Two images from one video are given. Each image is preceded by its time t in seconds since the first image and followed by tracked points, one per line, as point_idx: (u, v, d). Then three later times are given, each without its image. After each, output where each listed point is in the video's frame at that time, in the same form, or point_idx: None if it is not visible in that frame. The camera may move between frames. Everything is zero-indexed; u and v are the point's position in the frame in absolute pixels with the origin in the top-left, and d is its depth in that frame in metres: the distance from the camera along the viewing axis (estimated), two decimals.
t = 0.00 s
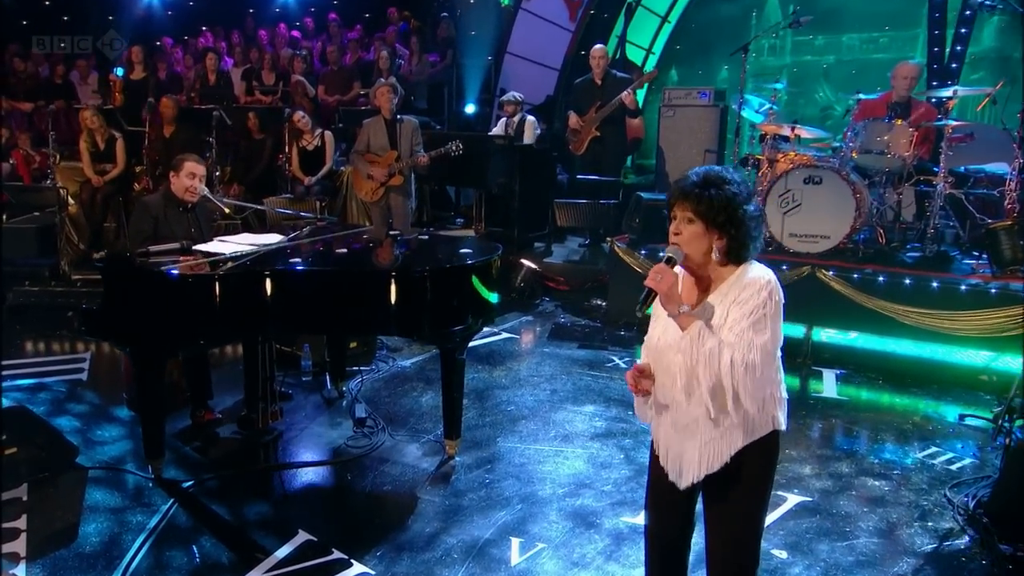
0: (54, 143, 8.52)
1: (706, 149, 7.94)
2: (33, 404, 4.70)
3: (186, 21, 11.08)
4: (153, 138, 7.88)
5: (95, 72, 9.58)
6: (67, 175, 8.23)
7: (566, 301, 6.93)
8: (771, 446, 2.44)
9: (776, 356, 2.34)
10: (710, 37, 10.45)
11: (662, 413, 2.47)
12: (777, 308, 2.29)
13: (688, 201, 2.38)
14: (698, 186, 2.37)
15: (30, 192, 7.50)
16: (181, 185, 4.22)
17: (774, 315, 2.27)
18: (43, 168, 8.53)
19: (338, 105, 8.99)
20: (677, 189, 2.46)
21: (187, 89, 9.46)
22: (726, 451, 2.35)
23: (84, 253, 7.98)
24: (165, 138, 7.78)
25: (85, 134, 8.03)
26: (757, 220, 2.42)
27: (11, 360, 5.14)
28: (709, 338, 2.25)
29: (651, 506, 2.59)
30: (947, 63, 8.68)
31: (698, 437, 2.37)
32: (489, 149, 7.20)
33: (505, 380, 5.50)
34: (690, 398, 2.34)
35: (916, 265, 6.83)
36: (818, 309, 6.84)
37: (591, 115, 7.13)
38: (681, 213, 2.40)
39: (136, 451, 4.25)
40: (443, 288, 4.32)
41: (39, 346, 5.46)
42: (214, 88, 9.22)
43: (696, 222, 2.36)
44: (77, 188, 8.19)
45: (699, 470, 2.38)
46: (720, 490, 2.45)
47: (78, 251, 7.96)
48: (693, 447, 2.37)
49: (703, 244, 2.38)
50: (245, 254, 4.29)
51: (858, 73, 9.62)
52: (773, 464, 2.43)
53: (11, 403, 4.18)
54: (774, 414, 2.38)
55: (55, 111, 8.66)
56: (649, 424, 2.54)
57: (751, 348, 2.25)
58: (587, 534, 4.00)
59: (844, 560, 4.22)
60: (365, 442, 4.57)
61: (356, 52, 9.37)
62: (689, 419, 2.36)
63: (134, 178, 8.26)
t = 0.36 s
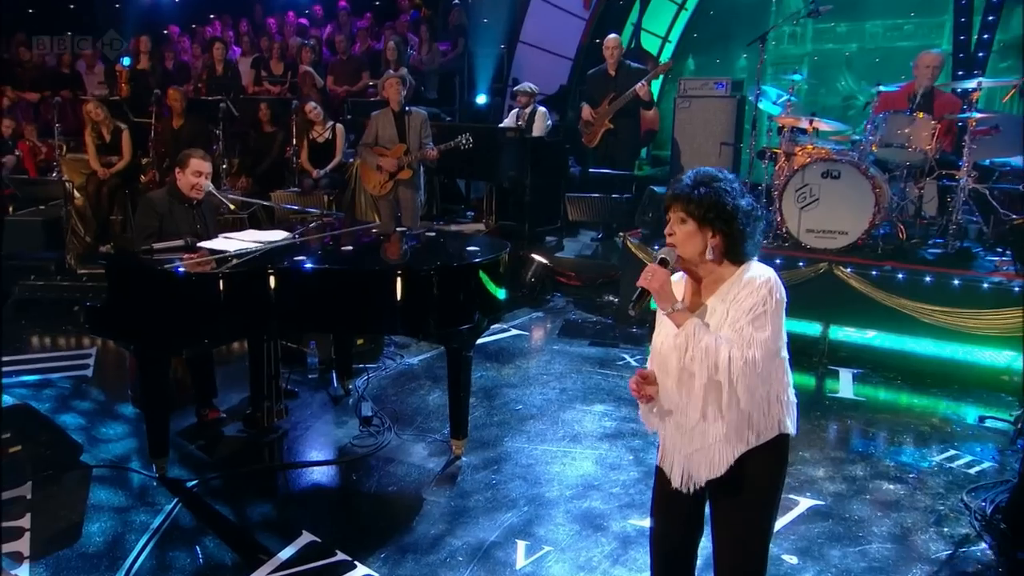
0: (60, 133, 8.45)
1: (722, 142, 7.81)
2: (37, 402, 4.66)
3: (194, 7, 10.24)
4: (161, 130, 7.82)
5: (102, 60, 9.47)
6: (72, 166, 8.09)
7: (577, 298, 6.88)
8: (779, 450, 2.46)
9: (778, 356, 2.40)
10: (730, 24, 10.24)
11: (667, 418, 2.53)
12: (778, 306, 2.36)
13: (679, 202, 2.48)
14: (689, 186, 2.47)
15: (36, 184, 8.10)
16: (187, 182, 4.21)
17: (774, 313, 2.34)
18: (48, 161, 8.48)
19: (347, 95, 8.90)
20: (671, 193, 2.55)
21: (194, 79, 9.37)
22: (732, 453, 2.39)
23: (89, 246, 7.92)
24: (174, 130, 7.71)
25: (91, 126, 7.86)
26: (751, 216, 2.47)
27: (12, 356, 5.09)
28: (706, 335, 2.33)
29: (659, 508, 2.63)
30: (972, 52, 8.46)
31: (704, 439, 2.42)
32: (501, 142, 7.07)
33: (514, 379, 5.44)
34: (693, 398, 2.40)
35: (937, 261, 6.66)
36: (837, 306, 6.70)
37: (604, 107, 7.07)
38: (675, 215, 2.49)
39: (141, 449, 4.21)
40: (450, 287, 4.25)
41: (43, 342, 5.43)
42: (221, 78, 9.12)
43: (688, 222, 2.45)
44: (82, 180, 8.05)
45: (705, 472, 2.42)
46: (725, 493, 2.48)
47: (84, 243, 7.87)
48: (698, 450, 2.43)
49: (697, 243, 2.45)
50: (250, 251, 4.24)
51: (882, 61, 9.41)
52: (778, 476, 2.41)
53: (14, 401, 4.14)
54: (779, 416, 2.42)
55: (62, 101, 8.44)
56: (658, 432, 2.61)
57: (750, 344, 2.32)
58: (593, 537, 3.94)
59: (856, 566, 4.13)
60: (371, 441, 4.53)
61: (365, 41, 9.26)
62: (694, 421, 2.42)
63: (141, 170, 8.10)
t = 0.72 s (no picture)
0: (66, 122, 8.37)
1: (739, 133, 7.66)
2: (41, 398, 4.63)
3: None
4: (169, 121, 7.72)
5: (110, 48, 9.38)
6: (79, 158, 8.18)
7: (590, 293, 6.80)
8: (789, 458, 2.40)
9: (787, 360, 2.33)
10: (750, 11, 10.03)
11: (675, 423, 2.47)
12: (787, 309, 2.28)
13: (680, 206, 2.41)
14: (690, 190, 2.39)
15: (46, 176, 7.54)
16: (191, 177, 4.17)
17: (782, 316, 2.26)
18: (56, 150, 8.06)
19: (357, 84, 8.80)
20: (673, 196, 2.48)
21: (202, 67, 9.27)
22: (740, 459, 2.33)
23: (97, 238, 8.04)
24: (182, 120, 7.64)
25: (97, 118, 8.01)
26: (754, 215, 2.37)
27: (16, 352, 5.05)
28: (711, 336, 2.27)
29: (664, 519, 2.57)
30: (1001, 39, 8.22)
31: (711, 445, 2.36)
32: (512, 133, 6.98)
33: (523, 376, 5.38)
34: (700, 402, 2.35)
35: (961, 256, 6.49)
36: (854, 303, 6.56)
37: (620, 96, 6.95)
38: (675, 220, 2.43)
39: (145, 446, 4.17)
40: (457, 287, 4.19)
41: (48, 337, 5.39)
42: (229, 66, 8.98)
43: (689, 225, 2.38)
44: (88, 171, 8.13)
45: (713, 480, 2.36)
46: (732, 500, 2.43)
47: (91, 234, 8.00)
48: (706, 456, 2.37)
49: (699, 247, 2.38)
50: (254, 246, 4.20)
51: (909, 48, 9.18)
52: (785, 494, 2.36)
53: (16, 399, 4.10)
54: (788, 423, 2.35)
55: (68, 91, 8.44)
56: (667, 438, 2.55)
57: (756, 346, 2.26)
58: (600, 540, 3.87)
59: (869, 573, 4.02)
60: (377, 440, 4.48)
61: (376, 29, 9.15)
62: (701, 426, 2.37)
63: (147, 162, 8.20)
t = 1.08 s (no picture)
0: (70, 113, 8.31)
1: (753, 127, 7.53)
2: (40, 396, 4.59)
3: None
4: (171, 115, 7.69)
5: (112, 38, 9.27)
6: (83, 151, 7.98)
7: (600, 289, 6.71)
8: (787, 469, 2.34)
9: (786, 371, 2.27)
10: None
11: (670, 433, 2.41)
12: (785, 318, 2.22)
13: (678, 213, 2.33)
14: (688, 197, 2.31)
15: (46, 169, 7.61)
16: (190, 174, 4.17)
17: (780, 326, 2.20)
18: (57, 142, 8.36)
19: (364, 74, 8.68)
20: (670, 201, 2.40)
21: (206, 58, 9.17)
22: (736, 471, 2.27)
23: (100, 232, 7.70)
24: (183, 113, 7.64)
25: (99, 109, 7.76)
26: (755, 222, 2.29)
27: (16, 350, 5.01)
28: (705, 345, 2.21)
29: (668, 542, 2.48)
30: None
31: (706, 457, 2.30)
32: (521, 127, 6.89)
33: (529, 376, 5.30)
34: (694, 413, 2.29)
35: (980, 254, 6.33)
36: (869, 302, 6.43)
37: (630, 91, 6.91)
38: (673, 225, 2.35)
39: (145, 447, 4.12)
40: (459, 287, 4.09)
41: (49, 335, 5.34)
42: (233, 59, 9.03)
43: (687, 233, 2.30)
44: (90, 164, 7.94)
45: (708, 491, 2.30)
46: (738, 524, 2.34)
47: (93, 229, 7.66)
48: (701, 467, 2.30)
49: (698, 255, 2.30)
50: (254, 245, 4.14)
51: (930, 36, 8.95)
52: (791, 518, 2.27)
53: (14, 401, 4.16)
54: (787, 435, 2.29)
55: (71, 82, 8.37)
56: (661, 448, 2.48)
57: (753, 357, 2.20)
58: (603, 546, 3.80)
59: None
60: (379, 442, 4.42)
61: (383, 17, 9.01)
62: (696, 437, 2.31)
63: (151, 154, 7.90)
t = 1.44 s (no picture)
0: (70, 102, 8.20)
1: (766, 117, 7.37)
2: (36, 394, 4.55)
3: None
4: (170, 105, 7.43)
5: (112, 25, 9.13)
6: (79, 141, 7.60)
7: (607, 285, 6.65)
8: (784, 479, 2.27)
9: (780, 380, 2.20)
10: None
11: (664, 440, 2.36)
12: (779, 326, 2.15)
13: (670, 218, 2.27)
14: (681, 203, 2.26)
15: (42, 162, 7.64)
16: (185, 169, 4.14)
17: (774, 334, 2.13)
18: (54, 130, 8.09)
19: (368, 61, 8.55)
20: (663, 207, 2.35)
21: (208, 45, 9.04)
22: (730, 481, 2.20)
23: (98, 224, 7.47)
24: (182, 104, 7.37)
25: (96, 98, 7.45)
26: (750, 227, 2.24)
27: (18, 347, 4.98)
28: (697, 353, 2.18)
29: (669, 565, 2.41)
30: None
31: (699, 465, 2.24)
32: (527, 118, 6.72)
33: (533, 375, 5.22)
34: (686, 421, 2.24)
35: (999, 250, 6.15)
36: (882, 299, 6.29)
37: (640, 80, 6.87)
38: (666, 232, 2.30)
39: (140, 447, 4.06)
40: (459, 284, 4.01)
41: (47, 331, 5.30)
42: (235, 47, 8.79)
43: (680, 239, 2.25)
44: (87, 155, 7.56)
45: (700, 501, 2.24)
46: (740, 547, 2.26)
47: (92, 221, 7.46)
48: (694, 476, 2.24)
49: (692, 261, 2.25)
50: (252, 242, 4.09)
51: (951, 21, 8.70)
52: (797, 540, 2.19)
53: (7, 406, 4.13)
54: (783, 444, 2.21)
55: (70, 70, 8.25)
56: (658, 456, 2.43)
57: (745, 365, 2.13)
58: (605, 552, 3.71)
59: None
60: (378, 443, 4.35)
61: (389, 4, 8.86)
62: (688, 445, 2.25)
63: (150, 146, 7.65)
